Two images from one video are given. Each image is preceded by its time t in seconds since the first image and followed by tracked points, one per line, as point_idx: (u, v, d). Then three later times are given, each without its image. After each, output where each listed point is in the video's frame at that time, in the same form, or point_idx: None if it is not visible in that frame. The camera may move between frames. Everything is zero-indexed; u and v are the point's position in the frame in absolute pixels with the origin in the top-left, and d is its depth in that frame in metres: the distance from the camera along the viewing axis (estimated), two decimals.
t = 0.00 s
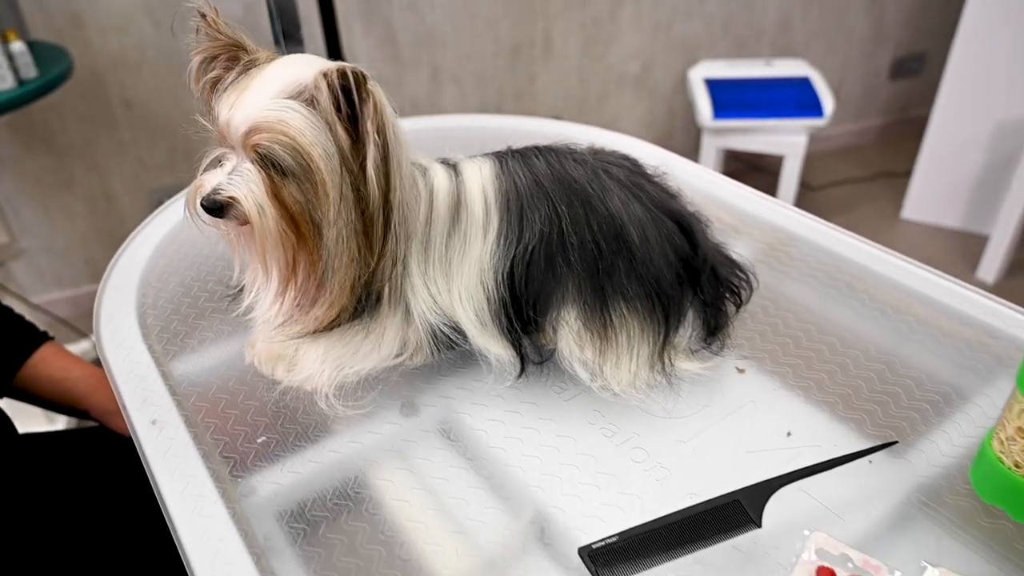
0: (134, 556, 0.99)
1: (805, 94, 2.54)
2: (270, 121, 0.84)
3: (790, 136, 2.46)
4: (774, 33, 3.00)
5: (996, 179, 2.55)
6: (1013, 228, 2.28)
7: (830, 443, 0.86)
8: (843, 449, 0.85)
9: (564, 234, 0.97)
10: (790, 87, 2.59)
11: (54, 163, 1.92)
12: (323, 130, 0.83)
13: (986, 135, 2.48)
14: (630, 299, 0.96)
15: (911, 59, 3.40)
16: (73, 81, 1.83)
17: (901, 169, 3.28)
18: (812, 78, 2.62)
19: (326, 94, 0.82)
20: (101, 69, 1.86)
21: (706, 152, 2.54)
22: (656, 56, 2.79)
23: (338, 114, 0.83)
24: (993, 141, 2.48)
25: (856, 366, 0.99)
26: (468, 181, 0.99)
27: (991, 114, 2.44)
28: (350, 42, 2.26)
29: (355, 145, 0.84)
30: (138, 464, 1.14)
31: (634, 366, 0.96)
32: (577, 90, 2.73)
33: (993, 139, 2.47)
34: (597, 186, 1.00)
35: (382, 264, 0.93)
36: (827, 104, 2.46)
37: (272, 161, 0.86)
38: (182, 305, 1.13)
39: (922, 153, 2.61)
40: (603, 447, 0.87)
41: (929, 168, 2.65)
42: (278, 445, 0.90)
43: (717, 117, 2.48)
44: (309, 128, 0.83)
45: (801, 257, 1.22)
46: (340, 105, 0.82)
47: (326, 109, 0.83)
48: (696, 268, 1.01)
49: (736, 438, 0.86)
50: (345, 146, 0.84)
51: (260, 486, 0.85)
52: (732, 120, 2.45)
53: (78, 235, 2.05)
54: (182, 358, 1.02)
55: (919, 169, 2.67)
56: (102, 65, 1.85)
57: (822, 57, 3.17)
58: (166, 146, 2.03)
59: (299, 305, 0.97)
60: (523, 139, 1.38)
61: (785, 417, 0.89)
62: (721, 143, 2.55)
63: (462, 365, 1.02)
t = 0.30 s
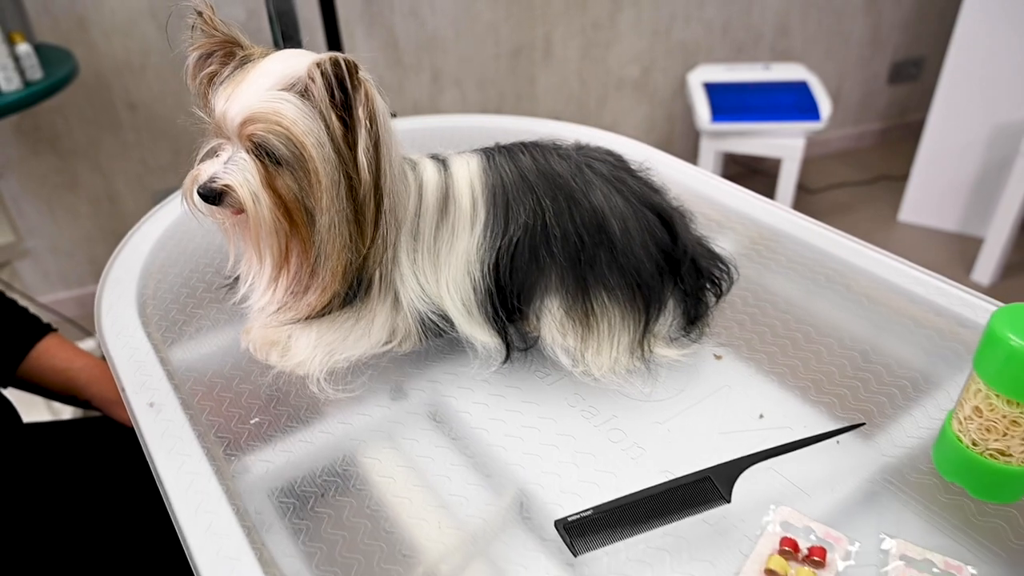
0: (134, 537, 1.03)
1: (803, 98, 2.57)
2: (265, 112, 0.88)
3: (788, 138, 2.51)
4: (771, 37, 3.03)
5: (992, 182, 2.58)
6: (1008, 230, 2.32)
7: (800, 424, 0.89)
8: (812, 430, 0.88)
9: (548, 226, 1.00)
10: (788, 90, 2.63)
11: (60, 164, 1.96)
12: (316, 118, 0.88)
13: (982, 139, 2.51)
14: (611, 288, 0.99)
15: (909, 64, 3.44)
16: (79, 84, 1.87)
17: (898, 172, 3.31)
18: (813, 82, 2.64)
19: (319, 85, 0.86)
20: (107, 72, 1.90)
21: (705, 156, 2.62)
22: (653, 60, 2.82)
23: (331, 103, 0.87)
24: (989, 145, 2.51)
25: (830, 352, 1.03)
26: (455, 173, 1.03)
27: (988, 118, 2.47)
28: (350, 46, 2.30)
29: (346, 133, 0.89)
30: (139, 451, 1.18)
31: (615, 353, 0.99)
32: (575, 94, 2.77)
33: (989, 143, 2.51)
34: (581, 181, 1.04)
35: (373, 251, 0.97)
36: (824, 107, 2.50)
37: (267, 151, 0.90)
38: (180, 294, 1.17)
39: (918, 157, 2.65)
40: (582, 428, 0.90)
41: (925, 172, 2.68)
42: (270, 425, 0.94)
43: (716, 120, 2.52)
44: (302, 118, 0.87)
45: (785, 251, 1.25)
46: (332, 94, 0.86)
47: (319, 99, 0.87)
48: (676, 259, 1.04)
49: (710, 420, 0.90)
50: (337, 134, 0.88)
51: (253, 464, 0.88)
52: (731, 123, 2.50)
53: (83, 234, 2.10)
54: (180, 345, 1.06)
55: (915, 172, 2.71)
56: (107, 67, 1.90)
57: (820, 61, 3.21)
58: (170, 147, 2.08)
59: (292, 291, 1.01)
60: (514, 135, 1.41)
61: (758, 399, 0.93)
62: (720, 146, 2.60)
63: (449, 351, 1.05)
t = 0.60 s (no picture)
0: (133, 522, 1.07)
1: (802, 99, 2.60)
2: (258, 108, 0.92)
3: (785, 139, 2.54)
4: (768, 39, 3.07)
5: (989, 182, 2.61)
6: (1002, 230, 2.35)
7: (772, 405, 0.92)
8: (784, 411, 0.92)
9: (532, 217, 1.04)
10: (786, 91, 2.66)
11: (63, 163, 2.01)
12: (308, 113, 0.91)
13: (978, 140, 2.54)
14: (594, 276, 1.03)
15: (907, 66, 3.47)
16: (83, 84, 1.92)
17: (895, 173, 3.35)
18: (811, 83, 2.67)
19: (311, 81, 0.90)
20: (110, 73, 1.95)
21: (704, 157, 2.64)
22: (650, 61, 2.86)
23: (322, 98, 0.91)
24: (985, 146, 2.54)
25: (804, 338, 1.06)
26: (444, 167, 1.07)
27: (983, 119, 2.50)
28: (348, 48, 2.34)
29: (338, 128, 0.93)
30: (137, 444, 1.22)
31: (596, 338, 1.03)
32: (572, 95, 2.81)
33: (985, 144, 2.54)
34: (565, 174, 1.08)
35: (364, 240, 1.01)
36: (821, 108, 2.53)
37: (262, 144, 0.94)
38: (179, 284, 1.21)
39: (915, 157, 2.68)
40: (562, 409, 0.94)
41: (922, 172, 2.71)
42: (264, 405, 0.98)
43: (714, 121, 2.56)
44: (295, 112, 0.91)
45: (768, 244, 1.29)
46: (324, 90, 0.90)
47: (312, 94, 0.91)
48: (658, 249, 1.08)
49: (686, 401, 0.93)
50: (329, 128, 0.92)
51: (247, 442, 0.92)
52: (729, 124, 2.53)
53: (85, 232, 2.14)
54: (179, 331, 1.10)
55: (913, 172, 2.73)
56: (111, 69, 1.94)
57: (820, 63, 3.25)
58: (172, 147, 2.12)
59: (287, 278, 1.05)
60: (505, 131, 1.45)
61: (732, 382, 0.96)
62: (720, 147, 2.63)
63: (437, 337, 1.09)
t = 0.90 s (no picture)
0: (135, 501, 1.11)
1: (799, 100, 2.63)
2: (255, 100, 0.96)
3: (783, 139, 2.57)
4: (765, 40, 3.10)
5: (987, 182, 2.65)
6: (1001, 228, 2.37)
7: (744, 384, 0.96)
8: (755, 389, 0.96)
9: (517, 206, 1.08)
10: (784, 92, 2.69)
11: (65, 162, 2.05)
12: (301, 106, 0.95)
13: (977, 140, 2.58)
14: (576, 263, 1.07)
15: (905, 67, 3.51)
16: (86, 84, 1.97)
17: (892, 174, 3.37)
18: (807, 83, 2.71)
19: (305, 75, 0.94)
20: (112, 73, 1.99)
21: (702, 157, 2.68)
22: (647, 62, 2.90)
23: (315, 91, 0.95)
24: (985, 145, 2.58)
25: (779, 322, 1.10)
26: (433, 158, 1.11)
27: (983, 120, 2.54)
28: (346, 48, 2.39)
29: (331, 119, 0.97)
30: (129, 434, 1.24)
31: (578, 322, 1.07)
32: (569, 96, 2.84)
33: (985, 144, 2.58)
34: (549, 165, 1.12)
35: (356, 227, 1.05)
36: (819, 109, 2.56)
37: (257, 135, 0.98)
38: (178, 271, 1.26)
39: (914, 157, 2.70)
40: (544, 388, 0.98)
41: (920, 171, 2.74)
42: (259, 383, 1.03)
43: (711, 121, 2.59)
44: (289, 105, 0.95)
45: (751, 234, 1.32)
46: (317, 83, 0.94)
47: (306, 88, 0.95)
48: (639, 236, 1.12)
49: (662, 380, 0.97)
50: (321, 119, 0.96)
51: (241, 419, 0.96)
52: (726, 124, 2.57)
53: (86, 229, 2.18)
54: (177, 316, 1.14)
55: (911, 172, 2.75)
56: (113, 68, 1.99)
57: (818, 65, 3.29)
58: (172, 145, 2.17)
59: (281, 264, 1.09)
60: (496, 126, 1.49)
61: (708, 362, 1.00)
62: (715, 148, 2.67)
63: (426, 321, 1.13)
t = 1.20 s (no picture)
0: (133, 490, 1.13)
1: (794, 97, 2.67)
2: (249, 87, 1.00)
3: (779, 136, 2.60)
4: (759, 38, 3.14)
5: (984, 179, 2.59)
6: (998, 224, 2.36)
7: (718, 359, 1.00)
8: (729, 362, 0.99)
9: (501, 191, 1.12)
10: (779, 90, 2.73)
11: (67, 160, 2.09)
12: (294, 92, 0.99)
13: (971, 138, 2.53)
14: (558, 245, 1.11)
15: (901, 66, 3.53)
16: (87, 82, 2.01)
17: (888, 170, 3.39)
18: (802, 80, 2.74)
19: (297, 62, 0.98)
20: (112, 72, 2.04)
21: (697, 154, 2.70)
22: (642, 60, 2.93)
23: (306, 77, 0.99)
24: (979, 142, 2.53)
25: (754, 303, 1.13)
26: (420, 145, 1.15)
27: (976, 118, 2.50)
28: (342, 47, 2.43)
29: (321, 105, 1.00)
30: (130, 418, 1.27)
31: (561, 302, 1.10)
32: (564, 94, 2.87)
33: (979, 141, 2.53)
34: (532, 151, 1.15)
35: (346, 209, 1.09)
36: (813, 106, 2.60)
37: (251, 120, 1.01)
38: (175, 256, 1.29)
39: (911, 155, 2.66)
40: (526, 364, 1.02)
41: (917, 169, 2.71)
42: (251, 360, 1.06)
43: (706, 119, 2.64)
44: (282, 91, 0.99)
45: (733, 221, 1.35)
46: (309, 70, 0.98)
47: (298, 74, 0.99)
48: (620, 220, 1.16)
49: (640, 355, 1.01)
50: (313, 105, 1.00)
51: (234, 394, 1.00)
52: (722, 122, 2.60)
53: (87, 226, 2.22)
54: (174, 299, 1.18)
55: (907, 169, 2.71)
56: (112, 66, 2.03)
57: (814, 63, 3.32)
58: (171, 143, 2.21)
59: (273, 246, 1.13)
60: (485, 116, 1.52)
61: (684, 339, 1.04)
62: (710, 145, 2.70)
63: (413, 303, 1.17)
